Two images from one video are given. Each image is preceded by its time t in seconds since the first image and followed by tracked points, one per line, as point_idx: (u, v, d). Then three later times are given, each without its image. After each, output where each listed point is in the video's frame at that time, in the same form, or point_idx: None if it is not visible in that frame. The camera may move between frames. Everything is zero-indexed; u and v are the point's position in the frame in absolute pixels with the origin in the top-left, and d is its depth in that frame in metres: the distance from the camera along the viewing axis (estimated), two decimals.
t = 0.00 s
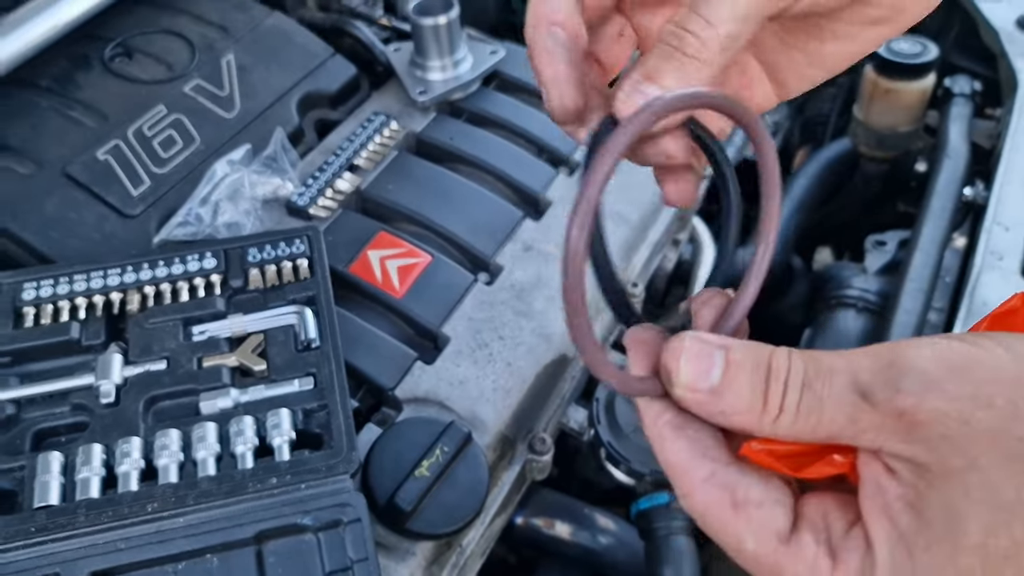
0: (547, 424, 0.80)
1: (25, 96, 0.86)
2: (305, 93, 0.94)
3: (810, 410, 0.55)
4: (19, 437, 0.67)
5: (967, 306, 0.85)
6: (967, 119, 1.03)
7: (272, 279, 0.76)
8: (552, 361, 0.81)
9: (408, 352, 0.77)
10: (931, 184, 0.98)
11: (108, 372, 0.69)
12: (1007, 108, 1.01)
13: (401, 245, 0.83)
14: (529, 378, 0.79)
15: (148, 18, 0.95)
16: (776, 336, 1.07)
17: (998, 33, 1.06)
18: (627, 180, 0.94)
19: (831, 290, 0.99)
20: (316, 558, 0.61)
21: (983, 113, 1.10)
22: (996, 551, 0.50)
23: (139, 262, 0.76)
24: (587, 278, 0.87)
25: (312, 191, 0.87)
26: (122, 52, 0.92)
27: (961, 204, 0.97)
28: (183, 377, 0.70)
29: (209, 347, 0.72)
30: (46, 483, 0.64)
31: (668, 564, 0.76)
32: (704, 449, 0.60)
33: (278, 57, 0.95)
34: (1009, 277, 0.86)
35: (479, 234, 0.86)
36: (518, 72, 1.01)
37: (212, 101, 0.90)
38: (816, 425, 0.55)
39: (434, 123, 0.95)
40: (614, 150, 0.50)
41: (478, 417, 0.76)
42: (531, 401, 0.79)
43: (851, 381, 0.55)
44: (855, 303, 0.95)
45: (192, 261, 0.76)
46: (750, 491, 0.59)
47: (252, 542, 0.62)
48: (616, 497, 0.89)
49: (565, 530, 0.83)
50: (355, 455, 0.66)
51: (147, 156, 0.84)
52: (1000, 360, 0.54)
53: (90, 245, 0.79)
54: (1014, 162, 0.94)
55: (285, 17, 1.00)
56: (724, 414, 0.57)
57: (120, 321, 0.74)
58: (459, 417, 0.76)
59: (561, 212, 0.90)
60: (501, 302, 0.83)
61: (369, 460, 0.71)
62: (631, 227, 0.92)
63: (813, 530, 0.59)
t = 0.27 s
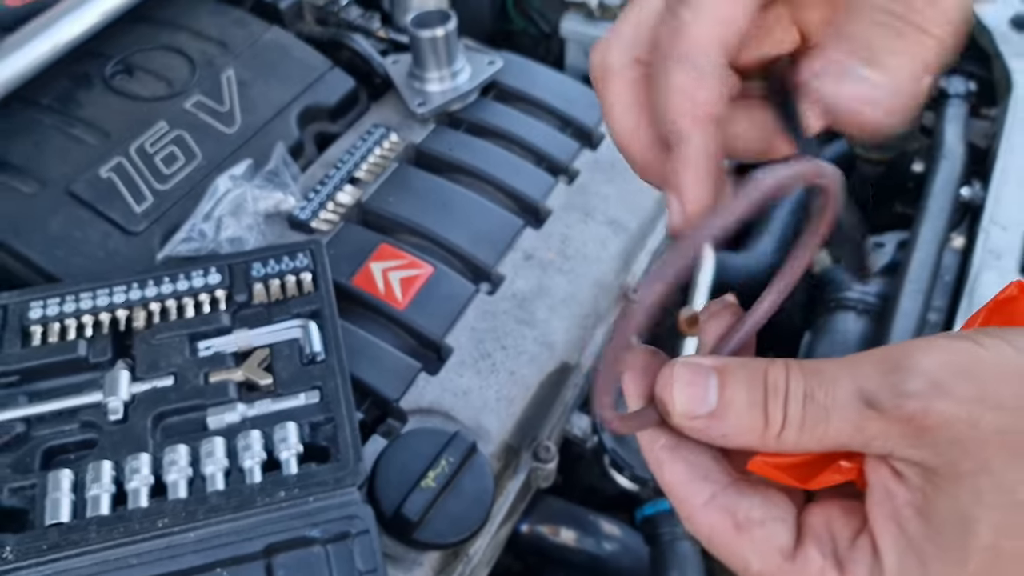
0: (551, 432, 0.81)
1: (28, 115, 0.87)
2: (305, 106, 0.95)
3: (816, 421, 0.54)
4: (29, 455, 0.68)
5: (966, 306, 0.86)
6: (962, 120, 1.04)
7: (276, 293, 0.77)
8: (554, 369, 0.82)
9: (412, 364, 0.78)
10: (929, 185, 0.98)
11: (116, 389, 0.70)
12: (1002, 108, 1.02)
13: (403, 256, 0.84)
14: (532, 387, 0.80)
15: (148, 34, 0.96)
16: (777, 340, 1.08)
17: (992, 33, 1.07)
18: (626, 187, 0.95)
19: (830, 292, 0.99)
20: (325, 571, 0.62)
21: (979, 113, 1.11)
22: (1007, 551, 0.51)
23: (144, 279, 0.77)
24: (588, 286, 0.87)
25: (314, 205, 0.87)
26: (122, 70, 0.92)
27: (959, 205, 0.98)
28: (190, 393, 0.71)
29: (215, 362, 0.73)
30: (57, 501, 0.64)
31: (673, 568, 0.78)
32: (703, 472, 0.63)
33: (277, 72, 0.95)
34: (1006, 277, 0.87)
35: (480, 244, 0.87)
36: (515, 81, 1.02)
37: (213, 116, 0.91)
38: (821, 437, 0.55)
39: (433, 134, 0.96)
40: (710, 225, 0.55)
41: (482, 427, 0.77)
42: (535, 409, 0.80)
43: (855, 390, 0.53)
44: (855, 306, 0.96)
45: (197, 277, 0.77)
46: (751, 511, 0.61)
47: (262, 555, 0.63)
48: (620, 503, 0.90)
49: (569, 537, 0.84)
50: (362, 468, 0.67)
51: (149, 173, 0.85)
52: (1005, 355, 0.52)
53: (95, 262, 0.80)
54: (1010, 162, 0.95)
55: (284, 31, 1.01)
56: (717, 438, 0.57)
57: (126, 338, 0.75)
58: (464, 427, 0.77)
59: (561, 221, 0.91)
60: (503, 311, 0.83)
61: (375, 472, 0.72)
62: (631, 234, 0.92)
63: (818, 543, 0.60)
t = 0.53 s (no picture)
0: (539, 439, 0.81)
1: (19, 118, 0.87)
2: (298, 111, 0.95)
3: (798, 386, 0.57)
4: (14, 458, 0.68)
5: (954, 317, 0.85)
6: (953, 130, 1.04)
7: (266, 297, 0.77)
8: (544, 375, 0.82)
9: (401, 369, 0.78)
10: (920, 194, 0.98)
11: (103, 393, 0.70)
12: (993, 118, 1.02)
13: (393, 262, 0.84)
14: (521, 393, 0.80)
15: (141, 38, 0.96)
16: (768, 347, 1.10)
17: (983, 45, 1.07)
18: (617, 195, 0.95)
19: (822, 301, 0.99)
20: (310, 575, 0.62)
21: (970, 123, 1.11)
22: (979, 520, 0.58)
23: (133, 282, 0.77)
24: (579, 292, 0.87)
25: (306, 209, 0.88)
26: (116, 73, 0.93)
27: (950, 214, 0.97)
28: (178, 397, 0.71)
29: (204, 365, 0.73)
30: (42, 504, 0.64)
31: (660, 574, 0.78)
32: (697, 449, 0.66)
33: (271, 76, 0.96)
34: (994, 286, 0.86)
35: (471, 250, 0.87)
36: (508, 88, 1.02)
37: (206, 120, 0.91)
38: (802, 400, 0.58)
39: (425, 140, 0.96)
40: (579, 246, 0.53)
41: (471, 432, 0.77)
42: (524, 416, 0.80)
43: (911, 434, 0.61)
44: (845, 314, 0.96)
45: (187, 280, 0.77)
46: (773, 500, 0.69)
47: (247, 560, 0.62)
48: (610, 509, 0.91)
49: (559, 543, 0.84)
50: (348, 473, 0.67)
51: (141, 176, 0.85)
52: None
53: (85, 265, 0.80)
54: (1001, 170, 0.95)
55: (278, 36, 1.01)
56: (714, 416, 0.66)
57: (114, 341, 0.75)
58: (453, 433, 0.76)
59: (552, 228, 0.91)
60: (492, 318, 0.83)
61: (362, 477, 0.72)
62: (622, 241, 0.92)
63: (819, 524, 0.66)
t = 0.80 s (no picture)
0: (540, 443, 0.84)
1: (31, 125, 0.89)
2: (304, 120, 0.96)
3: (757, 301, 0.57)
4: (23, 461, 0.69)
5: (950, 326, 0.86)
6: (950, 140, 1.05)
7: (272, 303, 0.78)
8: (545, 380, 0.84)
9: (405, 374, 0.79)
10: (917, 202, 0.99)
11: (112, 397, 0.71)
12: (989, 129, 1.03)
13: (398, 269, 0.85)
14: (523, 398, 0.81)
15: (151, 48, 0.98)
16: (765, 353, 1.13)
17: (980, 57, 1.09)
18: (618, 203, 0.97)
19: (819, 308, 1.01)
20: None
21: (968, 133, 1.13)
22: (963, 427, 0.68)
23: (142, 288, 0.78)
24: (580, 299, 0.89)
25: (313, 217, 0.88)
26: (125, 82, 0.94)
27: (946, 223, 0.99)
28: (186, 401, 0.72)
29: (210, 370, 0.74)
30: (50, 506, 0.65)
31: None
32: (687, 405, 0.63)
33: (277, 86, 0.97)
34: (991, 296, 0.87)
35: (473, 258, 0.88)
36: (511, 98, 1.04)
37: (213, 129, 0.92)
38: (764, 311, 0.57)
39: (429, 149, 0.98)
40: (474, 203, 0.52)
41: (473, 436, 0.78)
42: (524, 420, 0.82)
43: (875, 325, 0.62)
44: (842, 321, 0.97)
45: (194, 286, 0.79)
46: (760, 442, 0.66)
47: (253, 561, 0.63)
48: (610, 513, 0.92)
49: (560, 546, 0.85)
50: (352, 476, 0.68)
51: (149, 183, 0.87)
52: None
53: (93, 270, 0.81)
54: (998, 177, 0.95)
55: (284, 46, 1.03)
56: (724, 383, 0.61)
57: (123, 345, 0.76)
58: (455, 436, 0.78)
59: (554, 236, 0.92)
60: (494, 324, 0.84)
61: (366, 480, 0.73)
62: (622, 249, 0.94)
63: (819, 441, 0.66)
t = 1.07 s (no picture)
0: (531, 444, 0.84)
1: (23, 125, 0.89)
2: (297, 121, 0.96)
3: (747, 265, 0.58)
4: (11, 460, 0.69)
5: (945, 327, 0.86)
6: (946, 141, 1.05)
7: (262, 303, 0.78)
8: (536, 382, 0.83)
9: (395, 375, 0.79)
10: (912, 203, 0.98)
11: (100, 396, 0.71)
12: (985, 130, 1.02)
13: (389, 269, 0.85)
14: (514, 399, 0.81)
15: (144, 49, 0.98)
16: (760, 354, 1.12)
17: (976, 58, 1.09)
18: (611, 204, 0.97)
19: (814, 310, 1.00)
20: None
21: (963, 135, 1.12)
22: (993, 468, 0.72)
23: (132, 288, 0.78)
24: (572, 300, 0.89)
25: (303, 217, 0.88)
26: (118, 82, 0.94)
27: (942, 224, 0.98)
28: (174, 400, 0.72)
29: (199, 370, 0.74)
30: (37, 505, 0.65)
31: None
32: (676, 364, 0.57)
33: (270, 86, 0.97)
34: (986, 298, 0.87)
35: (465, 259, 0.88)
36: (504, 99, 1.04)
37: (206, 129, 0.92)
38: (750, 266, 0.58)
39: (421, 149, 0.98)
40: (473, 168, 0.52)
41: (464, 437, 0.77)
42: (516, 421, 0.81)
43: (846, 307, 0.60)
44: (837, 323, 0.97)
45: (184, 286, 0.78)
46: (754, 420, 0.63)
47: (240, 560, 0.63)
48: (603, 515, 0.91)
49: (552, 549, 0.85)
50: (340, 476, 0.68)
51: (141, 184, 0.87)
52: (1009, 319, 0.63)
53: (84, 270, 0.81)
54: (993, 180, 0.95)
55: (278, 46, 1.02)
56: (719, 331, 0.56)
57: (112, 345, 0.76)
58: (445, 437, 0.77)
59: (546, 236, 0.92)
60: (486, 324, 0.84)
61: (355, 480, 0.72)
62: (616, 250, 0.94)
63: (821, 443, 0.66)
